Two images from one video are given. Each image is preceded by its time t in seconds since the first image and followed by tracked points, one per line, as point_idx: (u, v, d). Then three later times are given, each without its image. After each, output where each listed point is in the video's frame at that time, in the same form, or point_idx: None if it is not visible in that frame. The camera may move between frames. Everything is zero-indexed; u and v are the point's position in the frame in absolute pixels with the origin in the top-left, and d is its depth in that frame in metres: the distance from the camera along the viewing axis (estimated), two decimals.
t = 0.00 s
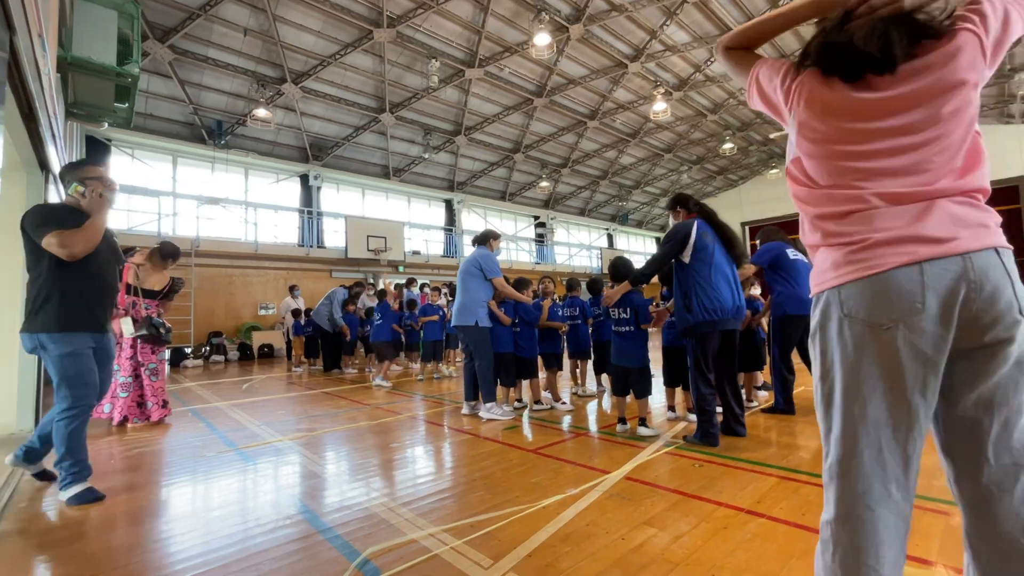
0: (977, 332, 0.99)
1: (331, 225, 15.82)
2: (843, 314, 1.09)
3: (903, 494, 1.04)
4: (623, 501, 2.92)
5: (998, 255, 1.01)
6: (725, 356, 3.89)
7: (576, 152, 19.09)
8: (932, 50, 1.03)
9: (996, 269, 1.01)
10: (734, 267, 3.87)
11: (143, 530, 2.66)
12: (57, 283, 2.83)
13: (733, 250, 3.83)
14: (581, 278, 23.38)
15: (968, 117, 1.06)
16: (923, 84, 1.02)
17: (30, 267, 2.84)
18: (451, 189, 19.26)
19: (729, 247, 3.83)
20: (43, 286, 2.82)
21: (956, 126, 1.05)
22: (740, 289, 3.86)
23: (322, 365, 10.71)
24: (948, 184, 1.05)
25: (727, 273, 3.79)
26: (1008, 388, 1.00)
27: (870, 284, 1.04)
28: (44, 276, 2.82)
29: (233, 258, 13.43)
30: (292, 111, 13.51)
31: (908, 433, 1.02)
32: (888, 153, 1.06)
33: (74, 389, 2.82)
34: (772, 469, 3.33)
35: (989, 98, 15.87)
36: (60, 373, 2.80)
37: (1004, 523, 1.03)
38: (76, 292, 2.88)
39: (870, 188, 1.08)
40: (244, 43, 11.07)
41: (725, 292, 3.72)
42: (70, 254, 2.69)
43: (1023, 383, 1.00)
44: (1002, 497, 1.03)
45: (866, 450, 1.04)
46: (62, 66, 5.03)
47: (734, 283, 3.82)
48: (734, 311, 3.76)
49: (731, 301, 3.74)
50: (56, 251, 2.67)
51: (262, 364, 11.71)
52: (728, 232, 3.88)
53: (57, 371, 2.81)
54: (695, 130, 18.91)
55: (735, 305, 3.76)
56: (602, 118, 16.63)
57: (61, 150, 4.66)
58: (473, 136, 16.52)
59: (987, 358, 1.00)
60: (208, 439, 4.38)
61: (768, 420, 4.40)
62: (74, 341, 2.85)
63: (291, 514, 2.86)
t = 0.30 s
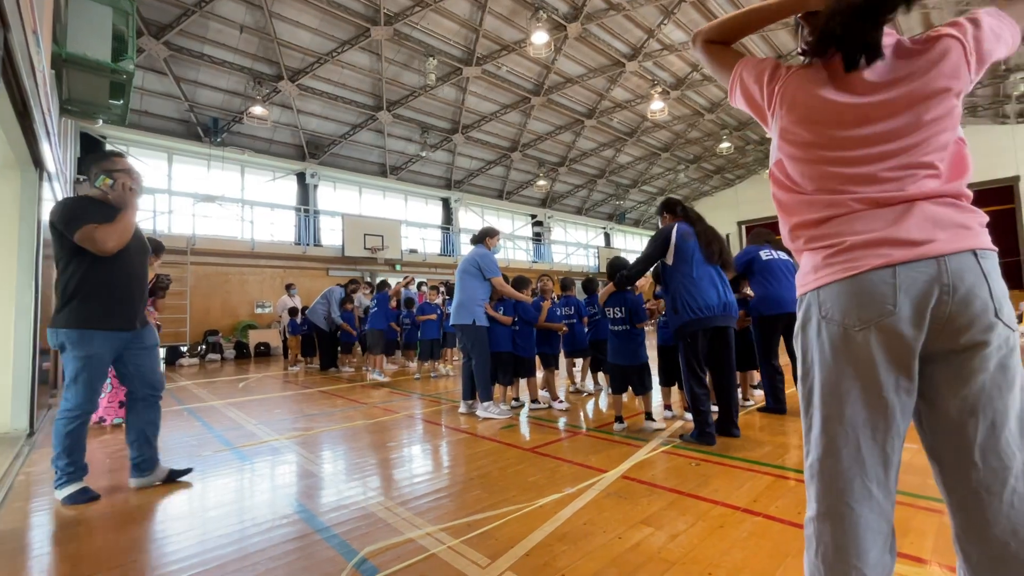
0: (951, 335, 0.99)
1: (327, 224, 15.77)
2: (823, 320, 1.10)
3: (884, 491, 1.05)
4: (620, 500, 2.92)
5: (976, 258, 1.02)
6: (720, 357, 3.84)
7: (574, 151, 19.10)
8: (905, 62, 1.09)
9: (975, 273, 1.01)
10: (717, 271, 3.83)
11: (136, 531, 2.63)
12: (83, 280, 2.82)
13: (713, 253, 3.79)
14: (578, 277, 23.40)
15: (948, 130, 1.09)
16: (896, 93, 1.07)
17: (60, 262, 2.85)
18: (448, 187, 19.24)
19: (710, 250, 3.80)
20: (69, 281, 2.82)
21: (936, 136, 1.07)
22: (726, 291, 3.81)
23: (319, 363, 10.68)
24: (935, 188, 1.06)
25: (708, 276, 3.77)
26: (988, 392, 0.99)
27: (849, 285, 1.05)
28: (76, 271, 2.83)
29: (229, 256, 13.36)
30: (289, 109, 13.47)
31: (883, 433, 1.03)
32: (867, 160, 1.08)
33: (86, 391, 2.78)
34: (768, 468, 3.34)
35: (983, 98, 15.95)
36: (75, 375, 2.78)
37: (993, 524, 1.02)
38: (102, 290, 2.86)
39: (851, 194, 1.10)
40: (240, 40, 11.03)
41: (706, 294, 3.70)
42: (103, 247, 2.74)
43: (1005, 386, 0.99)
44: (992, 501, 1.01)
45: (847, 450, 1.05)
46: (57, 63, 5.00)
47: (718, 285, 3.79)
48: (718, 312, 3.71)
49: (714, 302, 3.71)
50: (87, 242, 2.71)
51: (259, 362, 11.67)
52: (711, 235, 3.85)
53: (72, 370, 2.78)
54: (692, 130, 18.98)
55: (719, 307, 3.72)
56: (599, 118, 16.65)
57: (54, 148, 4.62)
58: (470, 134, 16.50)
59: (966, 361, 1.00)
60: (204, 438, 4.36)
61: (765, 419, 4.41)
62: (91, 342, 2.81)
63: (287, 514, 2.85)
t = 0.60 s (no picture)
0: (929, 338, 1.01)
1: (322, 221, 15.71)
2: (808, 323, 1.10)
3: (869, 488, 1.06)
4: (614, 498, 2.94)
5: (956, 265, 1.03)
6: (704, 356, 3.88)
7: (569, 150, 19.12)
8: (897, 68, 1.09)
9: (955, 279, 1.02)
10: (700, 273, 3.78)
11: (125, 530, 2.61)
12: (128, 277, 2.81)
13: (698, 256, 3.71)
14: (573, 275, 23.44)
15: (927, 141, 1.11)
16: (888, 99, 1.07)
17: (111, 263, 2.86)
18: (444, 186, 19.20)
19: (694, 253, 3.72)
20: (116, 281, 2.81)
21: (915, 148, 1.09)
22: (707, 295, 3.79)
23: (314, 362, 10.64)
24: (918, 195, 1.09)
25: (687, 280, 3.75)
26: (968, 394, 1.01)
27: (831, 287, 1.06)
28: (125, 270, 2.82)
29: (223, 254, 13.28)
30: (284, 106, 13.39)
31: (867, 431, 1.05)
32: (846, 167, 1.09)
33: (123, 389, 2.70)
34: (759, 466, 3.37)
35: (975, 100, 16.08)
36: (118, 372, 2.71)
37: (974, 522, 1.03)
38: (145, 288, 2.82)
39: (830, 199, 1.11)
40: (235, 36, 10.94)
41: (681, 298, 3.71)
42: (142, 243, 2.71)
43: (982, 386, 1.01)
44: (973, 499, 1.02)
45: (833, 449, 1.06)
46: (47, 57, 4.96)
47: (698, 289, 3.76)
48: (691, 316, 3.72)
49: (690, 307, 3.71)
50: (126, 236, 2.70)
51: (253, 360, 11.63)
52: (703, 235, 3.75)
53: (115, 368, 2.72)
54: (687, 130, 19.06)
55: (694, 311, 3.72)
56: (595, 117, 16.67)
57: (46, 144, 4.58)
58: (466, 133, 16.48)
59: (943, 362, 1.02)
60: (199, 436, 4.34)
61: (757, 417, 4.44)
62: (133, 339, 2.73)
63: (281, 512, 2.84)
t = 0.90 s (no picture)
0: (905, 340, 1.02)
1: (315, 219, 15.64)
2: (792, 324, 1.12)
3: (849, 486, 1.08)
4: (605, 497, 2.95)
5: (933, 269, 1.03)
6: (686, 358, 3.81)
7: (564, 148, 19.11)
8: (871, 78, 1.08)
9: (932, 282, 1.02)
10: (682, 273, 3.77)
11: (112, 530, 2.58)
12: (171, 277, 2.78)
13: (678, 257, 3.72)
14: (568, 274, 23.45)
15: (912, 150, 1.07)
16: (855, 113, 1.08)
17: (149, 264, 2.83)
18: (438, 183, 19.15)
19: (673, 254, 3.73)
20: (157, 281, 2.78)
21: (903, 152, 1.07)
22: (687, 295, 3.75)
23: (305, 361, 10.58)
24: (900, 201, 1.07)
25: (666, 281, 3.77)
26: (945, 396, 1.01)
27: (813, 290, 1.08)
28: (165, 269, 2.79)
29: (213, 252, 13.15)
30: (275, 102, 13.30)
31: (845, 431, 1.07)
32: (830, 175, 1.10)
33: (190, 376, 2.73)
34: (749, 465, 3.39)
35: (965, 103, 16.25)
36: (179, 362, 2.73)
37: (951, 522, 1.04)
38: (187, 286, 2.80)
39: (815, 207, 1.12)
40: (226, 30, 10.84)
41: (658, 298, 3.74)
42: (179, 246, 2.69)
43: (959, 389, 1.02)
44: (950, 499, 1.03)
45: (812, 447, 1.08)
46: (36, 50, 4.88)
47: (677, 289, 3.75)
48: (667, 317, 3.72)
49: (665, 307, 3.72)
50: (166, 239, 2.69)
51: (244, 359, 11.54)
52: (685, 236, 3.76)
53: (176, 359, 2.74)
54: (683, 129, 19.18)
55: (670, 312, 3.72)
56: (590, 116, 16.70)
57: (34, 139, 4.52)
58: (460, 130, 16.42)
59: (920, 365, 1.03)
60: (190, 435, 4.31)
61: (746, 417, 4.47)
62: (189, 330, 2.77)
63: (273, 511, 2.82)
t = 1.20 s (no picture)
0: None
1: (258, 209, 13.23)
2: (996, 333, 0.64)
3: None
4: None
5: None
6: (801, 394, 2.05)
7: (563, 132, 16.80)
8: None
9: None
10: (779, 251, 2.02)
11: None
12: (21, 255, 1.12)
13: (766, 223, 1.99)
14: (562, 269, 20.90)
15: None
16: None
17: None
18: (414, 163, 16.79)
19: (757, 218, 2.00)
20: None
21: None
22: (791, 290, 2.00)
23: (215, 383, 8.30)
24: None
25: (749, 267, 2.04)
26: None
27: None
28: None
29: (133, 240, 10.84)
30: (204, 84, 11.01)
31: None
32: None
33: (52, 445, 1.10)
34: None
35: None
36: (31, 412, 1.10)
37: None
38: (62, 281, 1.15)
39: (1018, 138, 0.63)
40: None
41: (742, 301, 2.03)
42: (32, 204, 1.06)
43: None
44: None
45: None
46: None
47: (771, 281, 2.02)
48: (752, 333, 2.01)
49: (752, 316, 2.01)
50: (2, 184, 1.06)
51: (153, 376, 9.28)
52: (780, 182, 2.00)
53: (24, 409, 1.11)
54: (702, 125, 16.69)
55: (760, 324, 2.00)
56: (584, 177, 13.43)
57: None
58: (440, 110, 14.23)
59: None
60: None
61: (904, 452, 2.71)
62: (54, 361, 1.11)
63: None
